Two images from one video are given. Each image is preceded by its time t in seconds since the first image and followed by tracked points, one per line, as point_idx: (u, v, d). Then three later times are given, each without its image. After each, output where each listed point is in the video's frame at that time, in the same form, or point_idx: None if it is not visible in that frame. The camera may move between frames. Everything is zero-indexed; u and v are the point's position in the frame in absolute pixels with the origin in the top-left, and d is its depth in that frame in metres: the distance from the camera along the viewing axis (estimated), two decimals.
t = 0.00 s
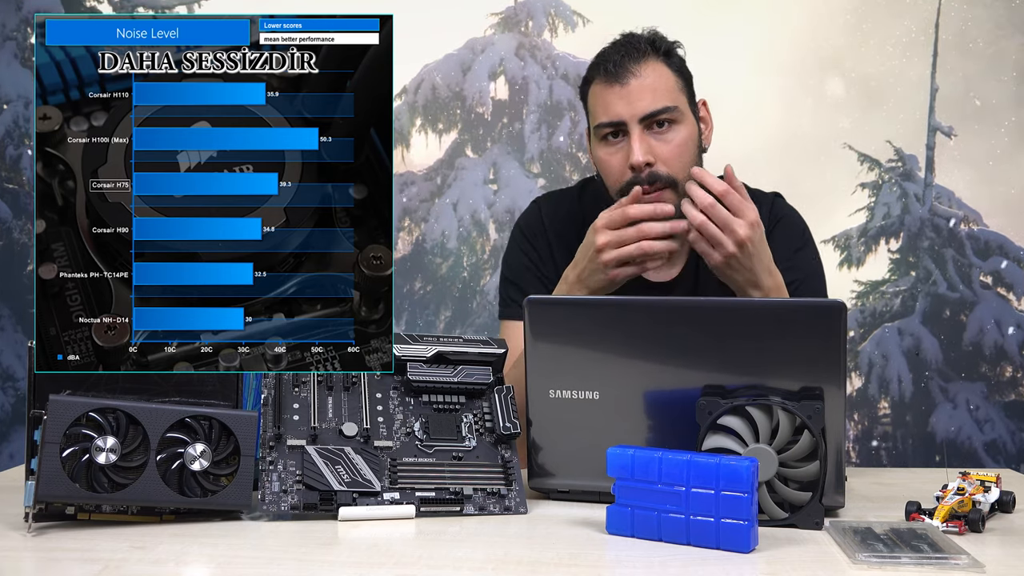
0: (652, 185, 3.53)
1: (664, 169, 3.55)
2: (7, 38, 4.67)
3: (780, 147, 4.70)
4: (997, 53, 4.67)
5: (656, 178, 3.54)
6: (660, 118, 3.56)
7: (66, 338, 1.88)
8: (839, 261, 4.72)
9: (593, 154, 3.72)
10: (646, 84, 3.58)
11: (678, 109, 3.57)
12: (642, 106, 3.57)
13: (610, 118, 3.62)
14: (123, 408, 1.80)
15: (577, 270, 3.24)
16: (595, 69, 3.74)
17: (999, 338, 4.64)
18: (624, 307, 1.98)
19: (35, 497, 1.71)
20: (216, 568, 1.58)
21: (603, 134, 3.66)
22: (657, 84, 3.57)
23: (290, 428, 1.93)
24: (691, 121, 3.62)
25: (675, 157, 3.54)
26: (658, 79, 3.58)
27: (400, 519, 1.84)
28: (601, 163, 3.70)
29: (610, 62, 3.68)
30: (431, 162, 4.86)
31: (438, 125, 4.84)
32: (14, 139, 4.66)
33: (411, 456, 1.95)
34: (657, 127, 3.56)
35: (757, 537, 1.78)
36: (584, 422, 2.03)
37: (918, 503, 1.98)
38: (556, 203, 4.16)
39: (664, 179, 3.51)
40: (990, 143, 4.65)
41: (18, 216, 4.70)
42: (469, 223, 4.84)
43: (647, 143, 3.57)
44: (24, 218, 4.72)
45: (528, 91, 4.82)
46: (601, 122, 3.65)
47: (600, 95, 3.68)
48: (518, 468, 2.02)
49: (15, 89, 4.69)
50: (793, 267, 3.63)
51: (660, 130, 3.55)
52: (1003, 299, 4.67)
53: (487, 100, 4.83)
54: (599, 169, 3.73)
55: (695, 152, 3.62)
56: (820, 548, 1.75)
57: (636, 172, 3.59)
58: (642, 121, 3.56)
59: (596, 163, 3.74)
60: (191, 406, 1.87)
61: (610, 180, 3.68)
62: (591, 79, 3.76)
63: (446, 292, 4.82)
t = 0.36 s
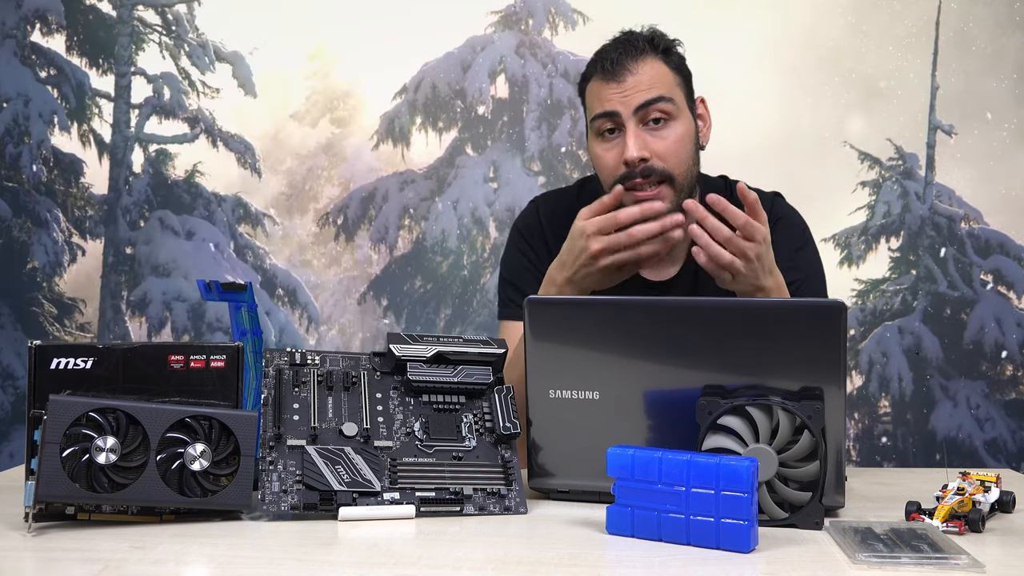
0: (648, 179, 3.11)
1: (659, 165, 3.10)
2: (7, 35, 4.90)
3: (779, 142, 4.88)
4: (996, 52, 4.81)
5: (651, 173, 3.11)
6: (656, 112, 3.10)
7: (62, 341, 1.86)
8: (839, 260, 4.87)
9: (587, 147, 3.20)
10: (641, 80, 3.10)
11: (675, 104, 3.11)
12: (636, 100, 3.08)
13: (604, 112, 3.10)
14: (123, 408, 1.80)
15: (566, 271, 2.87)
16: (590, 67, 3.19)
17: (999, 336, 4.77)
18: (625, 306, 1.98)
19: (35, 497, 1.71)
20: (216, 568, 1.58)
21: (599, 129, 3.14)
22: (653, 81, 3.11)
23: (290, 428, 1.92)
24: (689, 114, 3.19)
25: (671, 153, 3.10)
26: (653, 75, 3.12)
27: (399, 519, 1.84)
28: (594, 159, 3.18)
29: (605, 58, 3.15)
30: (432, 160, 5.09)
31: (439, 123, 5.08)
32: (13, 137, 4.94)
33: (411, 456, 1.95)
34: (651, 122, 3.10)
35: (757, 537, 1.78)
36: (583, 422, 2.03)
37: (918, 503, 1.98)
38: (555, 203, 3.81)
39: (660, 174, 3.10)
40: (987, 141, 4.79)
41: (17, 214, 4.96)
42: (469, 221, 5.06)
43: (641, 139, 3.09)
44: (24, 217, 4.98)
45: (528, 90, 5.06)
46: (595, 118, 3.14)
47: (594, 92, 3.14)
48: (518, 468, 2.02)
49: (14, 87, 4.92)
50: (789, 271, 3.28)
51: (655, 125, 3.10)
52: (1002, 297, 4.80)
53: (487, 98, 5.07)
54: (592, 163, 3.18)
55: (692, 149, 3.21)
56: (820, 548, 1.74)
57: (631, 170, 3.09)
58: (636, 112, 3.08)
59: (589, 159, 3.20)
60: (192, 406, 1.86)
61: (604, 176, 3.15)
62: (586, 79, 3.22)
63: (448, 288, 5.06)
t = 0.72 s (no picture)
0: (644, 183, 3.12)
1: (654, 169, 3.10)
2: (8, 39, 4.91)
3: (778, 146, 4.90)
4: (995, 56, 4.82)
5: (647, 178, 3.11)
6: (650, 116, 3.10)
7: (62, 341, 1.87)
8: (838, 263, 4.89)
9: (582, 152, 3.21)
10: (635, 84, 3.10)
11: (669, 107, 3.12)
12: (630, 104, 3.08)
13: (598, 116, 3.10)
14: (124, 408, 1.80)
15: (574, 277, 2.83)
16: (584, 71, 3.20)
17: (998, 340, 4.79)
18: (624, 306, 1.98)
19: (35, 497, 1.71)
20: (216, 568, 1.58)
21: (593, 133, 3.14)
22: (647, 84, 3.10)
23: (290, 428, 1.93)
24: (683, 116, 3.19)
25: (666, 156, 3.10)
26: (648, 79, 3.12)
27: (399, 519, 1.84)
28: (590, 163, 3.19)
29: (599, 62, 3.16)
30: (432, 164, 5.10)
31: (439, 127, 5.09)
32: (13, 141, 4.94)
33: (411, 456, 1.95)
34: (646, 126, 3.11)
35: (757, 537, 1.78)
36: (583, 422, 2.03)
37: (918, 503, 1.98)
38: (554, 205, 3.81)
39: (655, 178, 3.11)
40: (986, 145, 4.81)
41: (18, 218, 4.97)
42: (469, 224, 5.07)
43: (636, 142, 3.10)
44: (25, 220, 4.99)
45: (528, 93, 5.07)
46: (589, 122, 3.14)
47: (588, 96, 3.14)
48: (518, 468, 2.02)
49: (15, 91, 4.93)
50: (788, 271, 3.27)
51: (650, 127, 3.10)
52: (1001, 300, 4.81)
53: (486, 102, 5.09)
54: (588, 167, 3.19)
55: (687, 151, 3.21)
56: (820, 548, 1.74)
57: (626, 174, 3.10)
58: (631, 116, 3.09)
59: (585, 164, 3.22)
60: (192, 407, 1.86)
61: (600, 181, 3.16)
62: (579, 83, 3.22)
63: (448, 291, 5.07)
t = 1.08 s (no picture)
0: (648, 189, 3.09)
1: (660, 176, 3.07)
2: (8, 44, 4.91)
3: (778, 149, 4.91)
4: (994, 59, 4.83)
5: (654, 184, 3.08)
6: (664, 122, 3.03)
7: (62, 341, 1.87)
8: (837, 266, 4.91)
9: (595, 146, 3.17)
10: (654, 88, 3.01)
11: (685, 115, 3.04)
12: (646, 108, 3.01)
13: (612, 116, 3.04)
14: (123, 408, 1.80)
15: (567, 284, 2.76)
16: (604, 65, 3.11)
17: (996, 343, 4.80)
18: (624, 306, 1.98)
19: (35, 497, 1.71)
20: (216, 568, 1.58)
21: (605, 131, 3.09)
22: (666, 90, 3.02)
23: (290, 428, 1.93)
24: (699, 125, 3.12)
25: (674, 166, 3.05)
26: (667, 83, 3.03)
27: (399, 519, 1.84)
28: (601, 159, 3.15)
29: (620, 60, 3.07)
30: (431, 167, 5.11)
31: (439, 130, 5.11)
32: (14, 145, 4.94)
33: (411, 456, 1.95)
34: (659, 131, 3.05)
35: (757, 537, 1.78)
36: (583, 422, 2.03)
37: (918, 503, 1.98)
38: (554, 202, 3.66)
39: (661, 186, 3.08)
40: (985, 148, 4.82)
41: (19, 221, 4.98)
42: (469, 228, 5.08)
43: (646, 147, 3.05)
44: (25, 224, 4.99)
45: (529, 97, 5.08)
46: (603, 119, 3.08)
47: (605, 93, 3.07)
48: (518, 468, 2.02)
49: (15, 95, 4.94)
50: (790, 272, 3.25)
51: (663, 134, 3.04)
52: (1001, 304, 4.83)
53: (486, 105, 5.10)
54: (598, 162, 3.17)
55: (699, 160, 3.15)
56: (820, 548, 1.74)
57: (633, 177, 3.08)
58: (645, 121, 3.02)
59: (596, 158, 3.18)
60: (191, 407, 1.86)
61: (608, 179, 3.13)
62: (599, 77, 3.14)
63: (448, 294, 5.08)
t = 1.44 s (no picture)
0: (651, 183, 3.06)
1: (662, 171, 3.05)
2: (9, 47, 4.92)
3: (778, 152, 4.92)
4: (994, 62, 4.84)
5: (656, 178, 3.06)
6: (667, 115, 3.01)
7: (62, 341, 1.87)
8: (836, 269, 4.90)
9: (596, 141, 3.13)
10: (657, 81, 2.99)
11: (687, 108, 3.02)
12: (649, 101, 2.99)
13: (614, 110, 3.01)
14: (123, 408, 1.80)
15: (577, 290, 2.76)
16: (606, 60, 3.09)
17: (996, 346, 4.82)
18: (624, 306, 1.98)
19: (35, 497, 1.71)
20: (216, 568, 1.58)
21: (607, 124, 3.06)
22: (669, 83, 3.00)
23: (290, 428, 1.93)
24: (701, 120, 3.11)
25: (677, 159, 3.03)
26: (670, 76, 3.01)
27: (400, 519, 1.84)
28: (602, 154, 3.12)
29: (623, 54, 3.05)
30: (431, 171, 5.12)
31: (438, 133, 5.11)
32: (14, 148, 4.95)
33: (411, 456, 1.95)
34: (661, 125, 3.03)
35: (757, 537, 1.78)
36: (583, 422, 2.03)
37: (918, 503, 1.97)
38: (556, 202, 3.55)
39: (664, 180, 3.05)
40: (984, 151, 4.83)
41: (19, 224, 4.98)
42: (469, 231, 5.09)
43: (649, 141, 3.03)
44: (25, 227, 5.00)
45: (528, 101, 5.09)
46: (605, 113, 3.05)
47: (608, 86, 3.04)
48: (518, 468, 2.02)
49: (15, 99, 4.94)
50: (790, 272, 3.25)
51: (665, 127, 3.02)
52: (999, 307, 4.84)
53: (486, 108, 5.10)
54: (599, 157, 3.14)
55: (700, 156, 3.14)
56: (820, 548, 1.74)
57: (636, 172, 3.05)
58: (649, 114, 3.00)
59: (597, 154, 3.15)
60: (191, 407, 1.86)
61: (609, 173, 3.10)
62: (601, 72, 3.11)
63: (449, 297, 5.08)
